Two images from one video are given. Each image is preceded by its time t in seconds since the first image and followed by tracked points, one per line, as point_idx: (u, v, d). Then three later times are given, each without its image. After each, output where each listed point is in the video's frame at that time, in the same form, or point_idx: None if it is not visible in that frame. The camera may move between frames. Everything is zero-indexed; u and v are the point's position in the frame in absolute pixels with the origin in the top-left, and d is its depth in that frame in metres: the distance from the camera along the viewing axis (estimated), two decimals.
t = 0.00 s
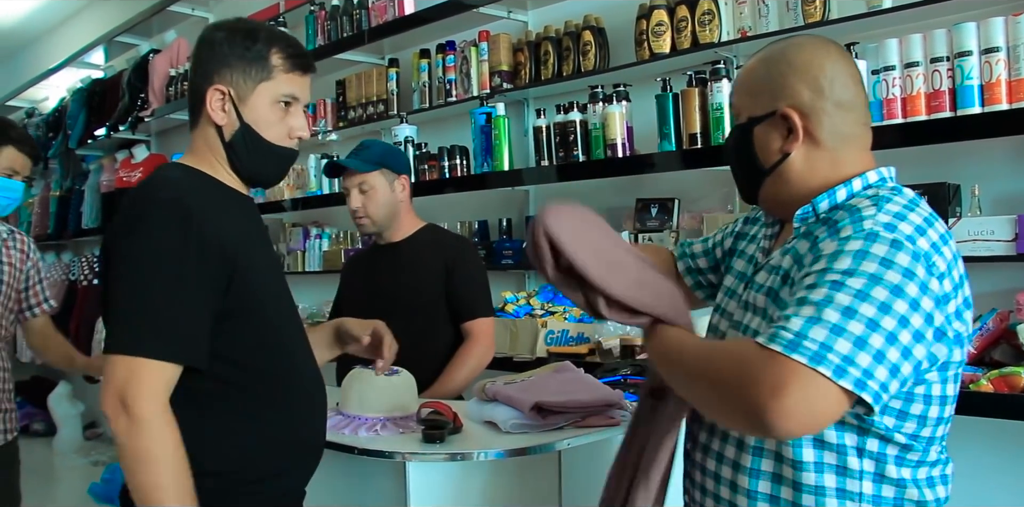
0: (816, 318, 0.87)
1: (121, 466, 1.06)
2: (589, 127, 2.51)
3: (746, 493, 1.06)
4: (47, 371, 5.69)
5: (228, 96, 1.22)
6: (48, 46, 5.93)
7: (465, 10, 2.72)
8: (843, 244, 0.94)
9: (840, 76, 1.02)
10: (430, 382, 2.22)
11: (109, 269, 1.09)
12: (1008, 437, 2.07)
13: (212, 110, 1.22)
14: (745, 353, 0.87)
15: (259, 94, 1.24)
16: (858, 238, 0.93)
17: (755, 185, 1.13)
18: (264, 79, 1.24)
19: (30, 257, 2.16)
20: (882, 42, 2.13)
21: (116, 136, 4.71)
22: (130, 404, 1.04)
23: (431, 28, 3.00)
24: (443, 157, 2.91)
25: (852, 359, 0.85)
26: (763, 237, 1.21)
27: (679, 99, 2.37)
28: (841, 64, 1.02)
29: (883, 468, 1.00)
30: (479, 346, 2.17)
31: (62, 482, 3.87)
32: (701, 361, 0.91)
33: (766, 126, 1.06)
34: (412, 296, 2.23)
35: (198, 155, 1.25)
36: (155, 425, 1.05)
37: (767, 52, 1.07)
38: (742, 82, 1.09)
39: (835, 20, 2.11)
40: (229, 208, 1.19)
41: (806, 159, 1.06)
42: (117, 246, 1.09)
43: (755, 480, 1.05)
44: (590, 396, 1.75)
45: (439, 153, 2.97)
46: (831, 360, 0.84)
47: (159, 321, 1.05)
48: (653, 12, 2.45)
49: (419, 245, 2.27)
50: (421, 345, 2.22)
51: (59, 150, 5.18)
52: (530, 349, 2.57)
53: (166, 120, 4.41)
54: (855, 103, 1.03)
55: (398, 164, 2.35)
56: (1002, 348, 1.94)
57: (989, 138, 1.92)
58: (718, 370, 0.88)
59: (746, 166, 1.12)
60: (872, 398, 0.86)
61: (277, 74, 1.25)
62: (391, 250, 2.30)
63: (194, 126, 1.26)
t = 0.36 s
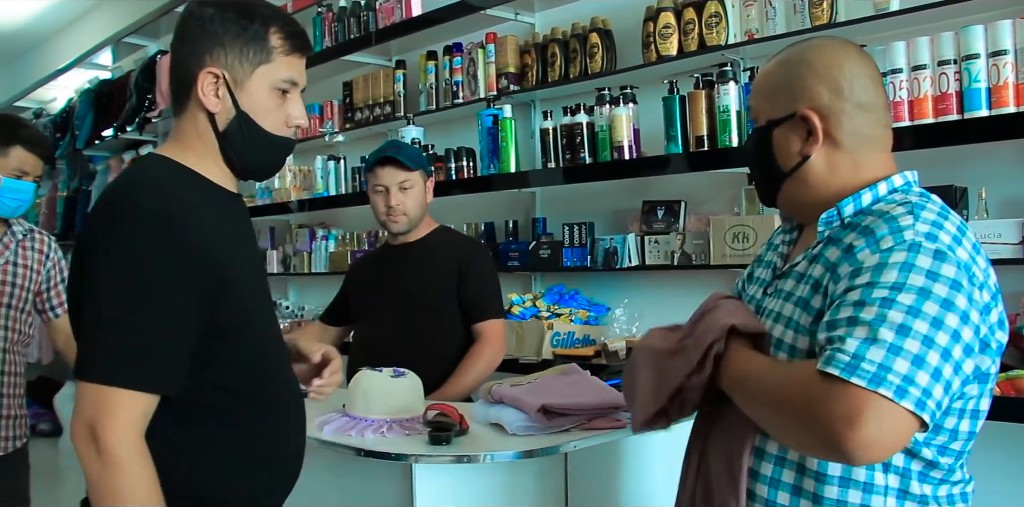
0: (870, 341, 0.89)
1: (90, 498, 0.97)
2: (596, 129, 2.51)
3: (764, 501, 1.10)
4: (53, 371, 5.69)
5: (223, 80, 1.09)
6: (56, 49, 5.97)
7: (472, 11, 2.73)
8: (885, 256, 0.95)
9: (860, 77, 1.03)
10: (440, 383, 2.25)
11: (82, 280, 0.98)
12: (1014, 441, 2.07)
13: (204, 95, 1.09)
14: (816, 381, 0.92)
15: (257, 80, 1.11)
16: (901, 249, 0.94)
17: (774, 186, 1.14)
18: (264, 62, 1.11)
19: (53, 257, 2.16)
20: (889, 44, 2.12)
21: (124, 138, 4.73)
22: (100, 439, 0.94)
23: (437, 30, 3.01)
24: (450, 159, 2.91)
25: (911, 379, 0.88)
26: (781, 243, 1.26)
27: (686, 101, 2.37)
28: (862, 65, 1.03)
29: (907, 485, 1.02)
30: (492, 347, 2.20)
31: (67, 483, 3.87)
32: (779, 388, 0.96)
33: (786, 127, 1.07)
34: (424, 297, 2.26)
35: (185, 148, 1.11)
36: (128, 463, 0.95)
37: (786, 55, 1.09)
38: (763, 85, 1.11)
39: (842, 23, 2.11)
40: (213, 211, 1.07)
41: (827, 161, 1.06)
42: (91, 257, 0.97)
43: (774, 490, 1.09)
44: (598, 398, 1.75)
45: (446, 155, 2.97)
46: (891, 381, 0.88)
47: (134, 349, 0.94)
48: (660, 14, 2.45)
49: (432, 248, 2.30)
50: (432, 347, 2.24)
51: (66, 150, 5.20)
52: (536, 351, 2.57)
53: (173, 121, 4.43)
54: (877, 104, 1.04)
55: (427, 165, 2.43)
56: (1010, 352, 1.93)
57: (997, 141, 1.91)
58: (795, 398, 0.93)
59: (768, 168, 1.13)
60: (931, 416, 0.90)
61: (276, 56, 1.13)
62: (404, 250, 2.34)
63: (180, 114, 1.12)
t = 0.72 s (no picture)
0: (871, 346, 0.89)
1: None
2: (593, 131, 2.52)
3: (764, 501, 1.10)
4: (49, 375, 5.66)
5: (218, 82, 1.06)
6: (52, 53, 5.97)
7: (469, 14, 2.73)
8: (886, 259, 0.95)
9: (858, 78, 1.03)
10: (441, 384, 2.26)
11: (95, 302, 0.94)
12: (1012, 440, 2.07)
13: (197, 94, 1.05)
14: (818, 385, 0.92)
15: (251, 84, 1.09)
16: (901, 252, 0.94)
17: (773, 188, 1.14)
18: (258, 66, 1.09)
19: None
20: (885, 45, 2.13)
21: (121, 141, 4.73)
22: (156, 457, 0.93)
23: (434, 32, 3.02)
24: (448, 161, 2.92)
25: (911, 383, 0.88)
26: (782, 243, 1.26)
27: (682, 103, 2.37)
28: (860, 66, 1.04)
29: (907, 486, 1.02)
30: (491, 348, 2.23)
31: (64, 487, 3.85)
32: (780, 392, 0.97)
33: (785, 130, 1.08)
34: (422, 300, 2.26)
35: (171, 148, 1.06)
36: (190, 471, 0.95)
37: (785, 57, 1.09)
38: (762, 87, 1.11)
39: (838, 24, 2.11)
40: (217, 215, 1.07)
41: (827, 163, 1.06)
42: (101, 276, 0.94)
43: (773, 491, 1.09)
44: (596, 400, 1.75)
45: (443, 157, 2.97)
46: (892, 386, 0.88)
47: (171, 360, 0.93)
48: (656, 16, 2.46)
49: (423, 248, 2.30)
50: (430, 349, 2.25)
51: (62, 155, 5.18)
52: (535, 353, 2.58)
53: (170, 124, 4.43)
54: (876, 105, 1.04)
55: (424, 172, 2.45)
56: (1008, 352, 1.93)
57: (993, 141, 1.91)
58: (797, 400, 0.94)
59: (767, 170, 1.13)
60: (931, 420, 0.90)
61: (271, 61, 1.11)
62: (394, 252, 2.33)
63: (161, 111, 1.06)
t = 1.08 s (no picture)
0: (874, 353, 0.89)
1: None
2: (591, 131, 2.52)
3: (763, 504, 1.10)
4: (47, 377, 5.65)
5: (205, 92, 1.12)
6: (51, 55, 5.97)
7: (467, 14, 2.73)
8: (887, 264, 0.94)
9: (855, 77, 1.03)
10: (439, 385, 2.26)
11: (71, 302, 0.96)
12: (1011, 440, 2.07)
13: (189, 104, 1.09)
14: (821, 394, 0.92)
15: (226, 95, 1.16)
16: (902, 257, 0.94)
17: (769, 190, 1.14)
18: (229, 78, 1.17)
19: None
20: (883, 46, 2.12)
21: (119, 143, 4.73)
22: (128, 450, 0.94)
23: (432, 33, 3.01)
24: (446, 162, 2.92)
25: (915, 390, 0.88)
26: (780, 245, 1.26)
27: (680, 104, 2.37)
28: (857, 66, 1.03)
29: (906, 490, 1.02)
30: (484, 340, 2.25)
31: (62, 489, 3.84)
32: (783, 401, 0.96)
33: (782, 131, 1.08)
34: (412, 299, 2.26)
35: (155, 156, 1.08)
36: (159, 466, 0.96)
37: (781, 58, 1.09)
38: (757, 89, 1.11)
39: (836, 24, 2.10)
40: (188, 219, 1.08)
41: (824, 163, 1.06)
42: (78, 274, 0.95)
43: (771, 494, 1.09)
44: (593, 400, 1.75)
45: (441, 158, 2.97)
46: (896, 394, 0.88)
47: (147, 355, 0.95)
48: (654, 16, 2.46)
49: (411, 247, 2.31)
50: (424, 348, 2.25)
51: (61, 156, 5.17)
52: (533, 353, 2.58)
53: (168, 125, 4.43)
54: (872, 105, 1.04)
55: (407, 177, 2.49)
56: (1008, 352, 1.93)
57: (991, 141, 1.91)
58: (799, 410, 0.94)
59: (762, 172, 1.13)
60: (935, 426, 0.90)
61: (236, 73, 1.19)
62: (382, 253, 2.34)
63: (145, 120, 1.07)
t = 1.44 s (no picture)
0: (870, 352, 0.89)
1: (92, 490, 1.06)
2: (590, 131, 2.52)
3: (759, 501, 1.10)
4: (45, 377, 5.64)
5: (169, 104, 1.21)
6: (51, 54, 5.97)
7: (466, 14, 2.73)
8: (885, 262, 0.94)
9: (860, 76, 1.03)
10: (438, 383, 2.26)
11: (48, 298, 1.06)
12: (1010, 440, 2.07)
13: (153, 115, 1.19)
14: (815, 391, 0.92)
15: (187, 105, 1.26)
16: (901, 256, 0.93)
17: (775, 188, 1.14)
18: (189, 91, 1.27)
19: None
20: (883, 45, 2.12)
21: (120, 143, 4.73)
22: (97, 429, 1.03)
23: (432, 32, 3.01)
24: (445, 161, 2.92)
25: (909, 390, 0.88)
26: (782, 242, 1.26)
27: (680, 103, 2.36)
28: (862, 64, 1.03)
29: (903, 488, 1.02)
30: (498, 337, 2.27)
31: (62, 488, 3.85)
32: (778, 398, 0.96)
33: (786, 129, 1.07)
34: (425, 300, 2.26)
35: (126, 166, 1.18)
36: (124, 447, 1.05)
37: (785, 56, 1.09)
38: (762, 88, 1.11)
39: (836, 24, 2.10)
40: (158, 221, 1.18)
41: (829, 163, 1.06)
42: (55, 273, 1.05)
43: (768, 490, 1.09)
44: (593, 398, 1.75)
45: (440, 157, 2.97)
46: (889, 393, 0.87)
47: (117, 344, 1.04)
48: (654, 16, 2.46)
49: (423, 246, 2.30)
50: (435, 349, 2.25)
51: (60, 156, 5.17)
52: (532, 353, 2.58)
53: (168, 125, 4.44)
54: (877, 104, 1.04)
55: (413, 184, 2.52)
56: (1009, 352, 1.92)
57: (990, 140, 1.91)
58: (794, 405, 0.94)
59: (768, 170, 1.13)
60: (928, 427, 0.90)
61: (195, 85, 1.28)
62: (394, 252, 2.32)
63: (113, 132, 1.16)
